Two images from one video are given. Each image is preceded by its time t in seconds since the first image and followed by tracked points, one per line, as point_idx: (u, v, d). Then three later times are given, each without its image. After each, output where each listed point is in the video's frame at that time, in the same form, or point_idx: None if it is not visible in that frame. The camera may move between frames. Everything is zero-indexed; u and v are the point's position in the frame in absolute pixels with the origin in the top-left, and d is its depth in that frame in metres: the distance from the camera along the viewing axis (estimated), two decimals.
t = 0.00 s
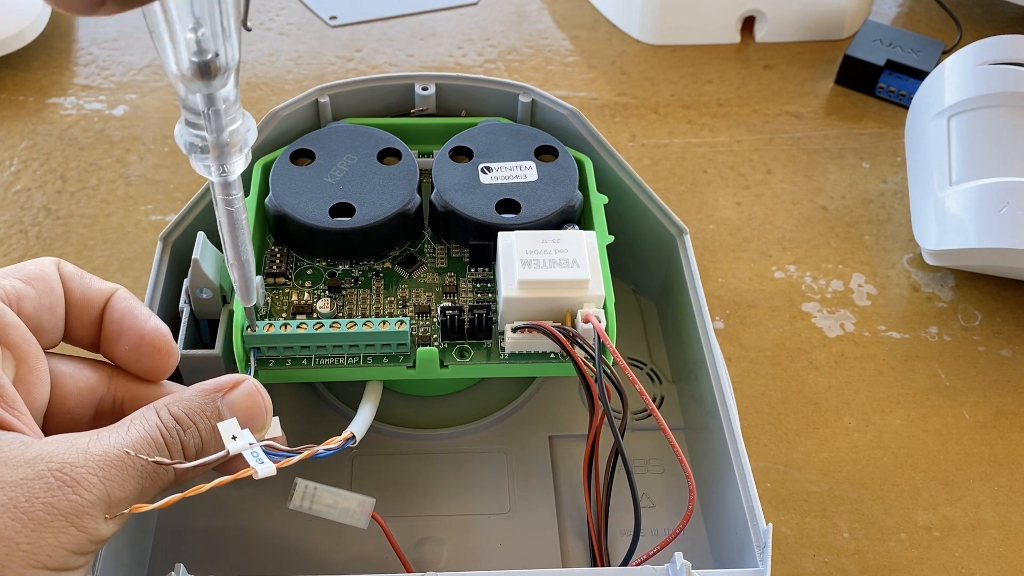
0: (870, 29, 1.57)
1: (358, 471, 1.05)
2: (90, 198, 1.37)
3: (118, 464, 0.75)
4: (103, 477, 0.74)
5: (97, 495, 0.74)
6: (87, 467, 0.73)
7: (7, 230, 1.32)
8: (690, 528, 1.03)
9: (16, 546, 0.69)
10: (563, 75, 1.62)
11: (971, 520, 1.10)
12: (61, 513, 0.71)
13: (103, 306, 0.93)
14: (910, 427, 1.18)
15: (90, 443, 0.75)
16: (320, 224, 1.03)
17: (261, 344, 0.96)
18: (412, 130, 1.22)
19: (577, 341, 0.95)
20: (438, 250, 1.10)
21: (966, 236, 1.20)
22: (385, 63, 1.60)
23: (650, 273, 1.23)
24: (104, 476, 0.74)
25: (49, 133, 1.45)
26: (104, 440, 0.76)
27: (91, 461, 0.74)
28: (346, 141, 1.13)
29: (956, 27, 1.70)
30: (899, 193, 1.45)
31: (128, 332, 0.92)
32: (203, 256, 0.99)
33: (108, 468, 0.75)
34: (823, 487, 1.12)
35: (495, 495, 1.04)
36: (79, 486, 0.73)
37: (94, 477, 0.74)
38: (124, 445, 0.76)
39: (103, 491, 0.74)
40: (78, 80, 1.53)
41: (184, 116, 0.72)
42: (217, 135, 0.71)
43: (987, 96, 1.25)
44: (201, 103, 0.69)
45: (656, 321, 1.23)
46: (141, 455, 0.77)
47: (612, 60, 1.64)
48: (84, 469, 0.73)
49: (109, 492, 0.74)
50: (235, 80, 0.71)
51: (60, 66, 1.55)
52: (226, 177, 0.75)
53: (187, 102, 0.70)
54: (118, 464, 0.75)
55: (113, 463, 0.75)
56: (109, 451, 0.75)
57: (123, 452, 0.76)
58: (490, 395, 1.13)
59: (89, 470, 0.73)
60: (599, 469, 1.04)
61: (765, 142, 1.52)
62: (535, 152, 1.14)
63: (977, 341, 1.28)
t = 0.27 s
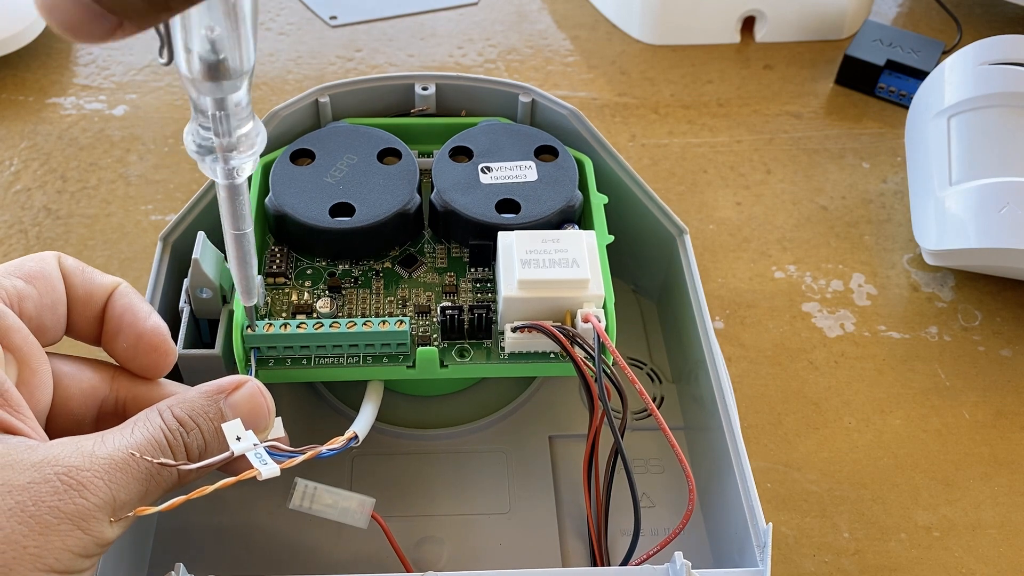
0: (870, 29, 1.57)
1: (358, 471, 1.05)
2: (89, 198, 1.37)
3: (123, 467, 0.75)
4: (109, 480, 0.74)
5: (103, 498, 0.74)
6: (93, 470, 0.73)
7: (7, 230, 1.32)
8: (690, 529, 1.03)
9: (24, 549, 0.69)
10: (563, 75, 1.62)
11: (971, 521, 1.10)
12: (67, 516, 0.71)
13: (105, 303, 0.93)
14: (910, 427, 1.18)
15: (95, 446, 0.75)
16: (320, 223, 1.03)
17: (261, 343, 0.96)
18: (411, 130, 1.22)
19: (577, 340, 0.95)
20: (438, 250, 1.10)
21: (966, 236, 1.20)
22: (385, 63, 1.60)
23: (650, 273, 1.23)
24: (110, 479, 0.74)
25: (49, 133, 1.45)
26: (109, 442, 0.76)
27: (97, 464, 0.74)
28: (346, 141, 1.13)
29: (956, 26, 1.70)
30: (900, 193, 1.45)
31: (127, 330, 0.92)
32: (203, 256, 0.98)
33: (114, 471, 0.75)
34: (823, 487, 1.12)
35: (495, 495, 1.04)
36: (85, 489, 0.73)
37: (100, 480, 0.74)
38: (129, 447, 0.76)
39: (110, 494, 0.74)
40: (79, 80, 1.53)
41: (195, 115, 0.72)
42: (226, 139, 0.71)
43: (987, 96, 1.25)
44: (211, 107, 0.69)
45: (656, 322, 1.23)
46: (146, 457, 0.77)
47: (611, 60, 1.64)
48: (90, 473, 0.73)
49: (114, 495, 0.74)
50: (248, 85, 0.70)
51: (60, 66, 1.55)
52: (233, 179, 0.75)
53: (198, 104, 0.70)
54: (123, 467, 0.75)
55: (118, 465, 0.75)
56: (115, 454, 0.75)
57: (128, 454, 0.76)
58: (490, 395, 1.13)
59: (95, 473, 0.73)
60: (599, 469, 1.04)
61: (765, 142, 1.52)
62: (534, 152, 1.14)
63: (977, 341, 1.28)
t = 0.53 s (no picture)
0: (870, 29, 1.57)
1: (358, 471, 1.05)
2: (90, 198, 1.37)
3: (122, 468, 0.75)
4: (107, 481, 0.74)
5: (102, 499, 0.74)
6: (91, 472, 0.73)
7: (7, 230, 1.32)
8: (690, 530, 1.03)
9: (23, 550, 0.69)
10: (563, 75, 1.62)
11: (971, 520, 1.10)
12: (66, 518, 0.71)
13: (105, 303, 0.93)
14: (910, 427, 1.18)
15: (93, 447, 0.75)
16: (321, 224, 1.03)
17: (262, 344, 0.96)
18: (411, 130, 1.22)
19: (578, 342, 0.95)
20: (438, 250, 1.10)
21: (965, 236, 1.20)
22: (385, 63, 1.60)
23: (650, 273, 1.23)
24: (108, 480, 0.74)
25: (49, 133, 1.45)
26: (107, 444, 0.76)
27: (96, 466, 0.74)
28: (347, 142, 1.13)
29: (956, 26, 1.70)
30: (900, 193, 1.45)
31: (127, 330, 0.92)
32: (203, 256, 0.98)
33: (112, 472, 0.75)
34: (823, 487, 1.12)
35: (495, 495, 1.04)
36: (84, 491, 0.73)
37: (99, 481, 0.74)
38: (128, 449, 0.76)
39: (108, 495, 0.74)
40: (79, 80, 1.53)
41: (182, 118, 0.71)
42: (218, 140, 0.70)
43: (987, 96, 1.25)
44: (200, 108, 0.68)
45: (656, 322, 1.23)
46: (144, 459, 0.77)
47: (611, 60, 1.64)
48: (89, 474, 0.73)
49: (113, 496, 0.74)
50: (235, 84, 0.69)
51: (60, 66, 1.55)
52: (225, 178, 0.75)
53: (186, 105, 0.69)
54: (122, 468, 0.75)
55: (117, 467, 0.75)
56: (113, 455, 0.75)
57: (127, 456, 0.76)
58: (490, 395, 1.13)
59: (93, 474, 0.73)
60: (599, 470, 1.04)
61: (765, 142, 1.52)
62: (535, 152, 1.14)
63: (977, 341, 1.28)
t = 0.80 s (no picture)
0: (870, 29, 1.57)
1: (359, 472, 1.05)
2: (90, 198, 1.37)
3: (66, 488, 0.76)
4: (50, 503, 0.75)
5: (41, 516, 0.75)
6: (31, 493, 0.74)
7: (7, 230, 1.32)
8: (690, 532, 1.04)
9: None
10: (563, 75, 1.62)
11: (971, 520, 1.10)
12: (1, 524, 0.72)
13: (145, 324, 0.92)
14: (910, 427, 1.18)
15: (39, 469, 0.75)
16: (324, 224, 1.03)
17: (264, 344, 0.96)
18: (413, 130, 1.22)
19: (582, 347, 0.96)
20: (441, 251, 1.11)
21: (965, 236, 1.21)
22: (385, 63, 1.60)
23: (651, 274, 1.23)
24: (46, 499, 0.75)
25: (49, 133, 1.45)
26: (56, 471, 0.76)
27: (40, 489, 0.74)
28: (351, 141, 1.13)
29: (956, 26, 1.70)
30: (899, 193, 1.45)
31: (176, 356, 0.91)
32: (206, 255, 0.98)
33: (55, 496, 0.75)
34: (823, 487, 1.12)
35: (496, 497, 1.04)
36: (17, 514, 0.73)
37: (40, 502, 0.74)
38: (69, 474, 0.76)
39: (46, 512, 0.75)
40: (79, 80, 1.53)
41: None
42: None
43: (987, 96, 1.25)
44: None
45: (657, 322, 1.24)
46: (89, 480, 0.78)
47: (612, 60, 1.64)
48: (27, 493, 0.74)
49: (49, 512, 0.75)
50: None
51: (60, 66, 1.55)
52: None
53: None
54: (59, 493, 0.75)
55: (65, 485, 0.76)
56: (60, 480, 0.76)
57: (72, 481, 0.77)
58: (491, 396, 1.13)
59: (28, 499, 0.73)
60: (600, 472, 1.05)
61: (765, 142, 1.52)
62: (539, 154, 1.14)
63: (977, 341, 1.28)
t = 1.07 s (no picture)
0: (870, 29, 1.57)
1: (360, 472, 1.05)
2: (90, 198, 1.37)
3: None
4: None
5: None
6: None
7: (7, 230, 1.32)
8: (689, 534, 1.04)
9: None
10: (563, 75, 1.62)
11: (971, 521, 1.10)
12: None
13: (169, 376, 0.90)
14: (910, 427, 1.18)
15: None
16: (324, 224, 1.03)
17: (265, 344, 0.96)
18: (413, 130, 1.22)
19: (583, 347, 0.96)
20: (442, 251, 1.11)
21: (966, 236, 1.21)
22: (385, 63, 1.60)
23: (651, 274, 1.23)
24: None
25: (49, 133, 1.45)
26: None
27: None
28: (351, 141, 1.13)
29: (956, 26, 1.70)
30: (899, 193, 1.45)
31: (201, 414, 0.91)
32: (206, 256, 0.98)
33: None
34: (823, 487, 1.12)
35: (496, 497, 1.04)
36: None
37: None
38: None
39: None
40: (78, 80, 1.53)
41: None
42: None
43: (988, 96, 1.25)
44: None
45: (657, 322, 1.24)
46: None
47: (612, 60, 1.64)
48: None
49: None
50: None
51: (60, 66, 1.55)
52: None
53: None
54: None
55: None
56: None
57: None
58: (491, 396, 1.13)
59: None
60: (600, 473, 1.05)
61: (765, 142, 1.52)
62: (539, 154, 1.14)
63: (977, 341, 1.28)
